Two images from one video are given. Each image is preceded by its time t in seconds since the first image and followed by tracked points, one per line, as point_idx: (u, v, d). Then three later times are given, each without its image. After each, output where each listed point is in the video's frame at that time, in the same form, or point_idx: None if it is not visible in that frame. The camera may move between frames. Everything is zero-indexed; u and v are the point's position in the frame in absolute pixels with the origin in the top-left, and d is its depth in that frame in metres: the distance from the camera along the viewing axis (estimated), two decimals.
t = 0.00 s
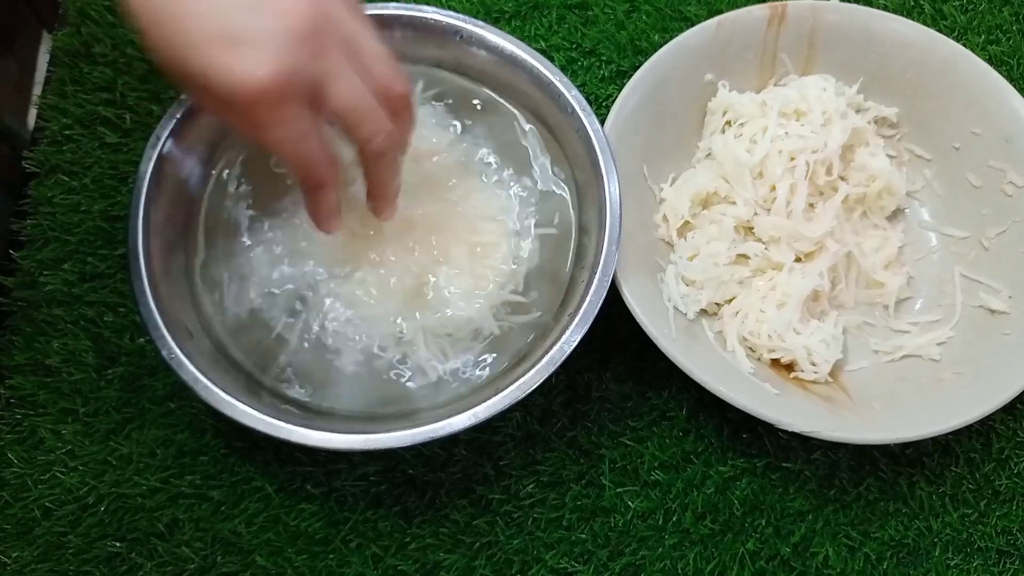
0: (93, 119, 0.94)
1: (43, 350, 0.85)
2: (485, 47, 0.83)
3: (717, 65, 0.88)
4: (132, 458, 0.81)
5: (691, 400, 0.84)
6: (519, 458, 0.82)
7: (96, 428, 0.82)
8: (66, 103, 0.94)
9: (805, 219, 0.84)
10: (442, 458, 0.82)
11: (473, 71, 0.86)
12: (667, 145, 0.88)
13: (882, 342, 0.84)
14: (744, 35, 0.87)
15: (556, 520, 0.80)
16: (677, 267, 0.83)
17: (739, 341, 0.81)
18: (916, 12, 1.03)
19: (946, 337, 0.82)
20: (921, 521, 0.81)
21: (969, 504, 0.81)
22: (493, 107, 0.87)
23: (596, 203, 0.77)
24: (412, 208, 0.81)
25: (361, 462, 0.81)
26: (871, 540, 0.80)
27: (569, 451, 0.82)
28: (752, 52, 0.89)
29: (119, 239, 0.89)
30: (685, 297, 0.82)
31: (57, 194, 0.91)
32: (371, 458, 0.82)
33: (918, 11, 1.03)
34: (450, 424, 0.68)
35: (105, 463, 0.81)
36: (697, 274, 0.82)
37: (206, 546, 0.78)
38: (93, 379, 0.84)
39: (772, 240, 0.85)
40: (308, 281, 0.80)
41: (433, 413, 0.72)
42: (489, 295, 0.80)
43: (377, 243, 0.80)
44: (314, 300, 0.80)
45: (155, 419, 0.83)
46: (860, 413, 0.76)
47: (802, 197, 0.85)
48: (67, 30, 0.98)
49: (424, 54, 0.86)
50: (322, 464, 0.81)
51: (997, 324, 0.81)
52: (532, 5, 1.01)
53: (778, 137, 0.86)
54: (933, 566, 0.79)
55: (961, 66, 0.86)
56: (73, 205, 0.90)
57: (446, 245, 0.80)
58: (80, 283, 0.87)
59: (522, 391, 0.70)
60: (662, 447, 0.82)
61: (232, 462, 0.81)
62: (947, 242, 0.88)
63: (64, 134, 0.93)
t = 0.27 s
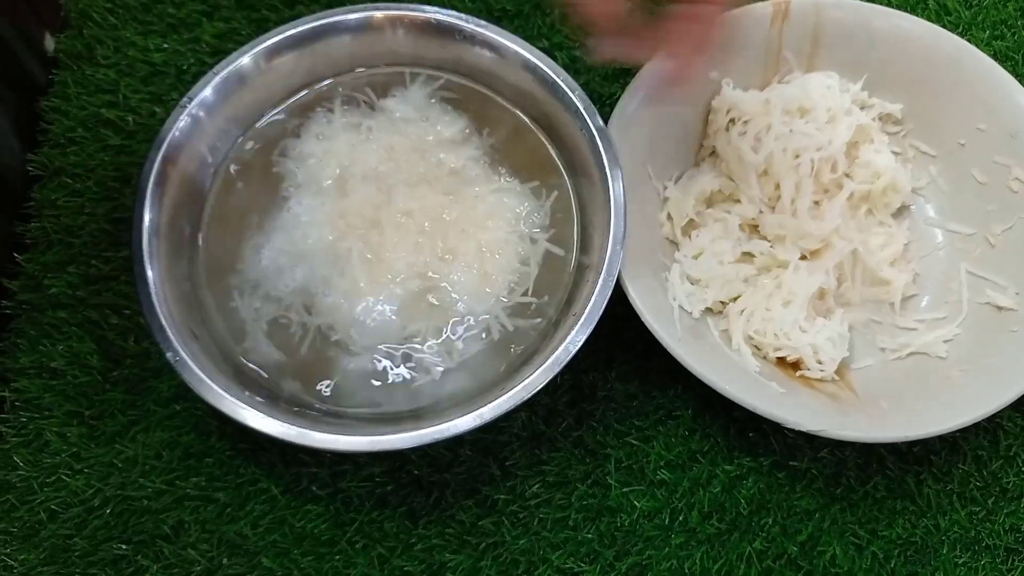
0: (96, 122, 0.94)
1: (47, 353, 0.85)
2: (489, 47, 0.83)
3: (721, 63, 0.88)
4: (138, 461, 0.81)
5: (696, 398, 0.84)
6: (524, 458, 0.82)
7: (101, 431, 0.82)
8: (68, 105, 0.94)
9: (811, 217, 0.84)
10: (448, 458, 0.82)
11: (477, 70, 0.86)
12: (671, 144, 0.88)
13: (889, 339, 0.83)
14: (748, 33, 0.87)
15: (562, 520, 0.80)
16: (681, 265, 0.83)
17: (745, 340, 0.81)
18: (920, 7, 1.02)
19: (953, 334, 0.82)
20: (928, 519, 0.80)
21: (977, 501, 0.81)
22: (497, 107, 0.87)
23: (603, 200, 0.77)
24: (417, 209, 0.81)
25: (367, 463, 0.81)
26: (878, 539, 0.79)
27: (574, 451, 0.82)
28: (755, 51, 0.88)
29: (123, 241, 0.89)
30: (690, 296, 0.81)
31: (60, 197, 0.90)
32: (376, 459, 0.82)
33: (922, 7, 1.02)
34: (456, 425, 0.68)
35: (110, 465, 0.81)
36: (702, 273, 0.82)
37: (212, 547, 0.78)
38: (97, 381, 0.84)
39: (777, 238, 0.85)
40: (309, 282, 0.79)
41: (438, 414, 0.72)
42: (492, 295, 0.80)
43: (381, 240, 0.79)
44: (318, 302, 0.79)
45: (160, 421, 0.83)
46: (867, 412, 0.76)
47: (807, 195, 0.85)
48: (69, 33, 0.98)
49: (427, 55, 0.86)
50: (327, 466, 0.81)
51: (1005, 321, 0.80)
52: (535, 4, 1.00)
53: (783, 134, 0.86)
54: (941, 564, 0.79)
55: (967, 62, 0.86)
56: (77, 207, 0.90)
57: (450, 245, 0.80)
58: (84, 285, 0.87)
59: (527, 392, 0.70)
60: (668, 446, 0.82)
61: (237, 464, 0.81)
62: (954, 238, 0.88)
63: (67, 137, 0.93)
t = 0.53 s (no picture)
0: (92, 122, 0.94)
1: (44, 354, 0.84)
2: (485, 44, 0.82)
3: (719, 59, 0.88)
4: (135, 461, 0.81)
5: (695, 396, 0.84)
6: (523, 456, 0.81)
7: (98, 432, 0.82)
8: (63, 106, 0.94)
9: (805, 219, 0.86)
10: (446, 457, 0.81)
11: (473, 67, 0.85)
12: (669, 140, 0.87)
13: (887, 336, 0.83)
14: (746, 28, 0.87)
15: (560, 519, 0.79)
16: (679, 261, 0.83)
17: (744, 337, 0.81)
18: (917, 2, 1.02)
19: (953, 329, 0.82)
20: (928, 515, 0.80)
21: (977, 498, 0.81)
22: (494, 104, 0.86)
23: (600, 197, 0.77)
24: (410, 204, 0.81)
25: (365, 462, 0.81)
26: (877, 536, 0.79)
27: (573, 449, 0.82)
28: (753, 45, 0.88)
29: (119, 241, 0.89)
30: (688, 293, 0.81)
31: (56, 197, 0.90)
32: (373, 459, 0.81)
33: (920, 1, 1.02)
34: (454, 423, 0.68)
35: (108, 466, 0.81)
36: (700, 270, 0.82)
37: (210, 548, 0.78)
38: (94, 382, 0.84)
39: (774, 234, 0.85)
40: (301, 278, 0.79)
41: (436, 413, 0.72)
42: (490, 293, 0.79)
43: (374, 234, 0.79)
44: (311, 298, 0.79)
45: (157, 422, 0.82)
46: (867, 409, 0.76)
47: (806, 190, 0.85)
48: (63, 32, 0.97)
49: (423, 53, 0.86)
50: (325, 466, 0.81)
51: (1003, 317, 0.80)
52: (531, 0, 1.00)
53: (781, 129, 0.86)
54: (940, 561, 0.79)
55: (964, 56, 0.87)
56: (72, 207, 0.90)
57: (444, 241, 0.80)
58: (80, 286, 0.87)
59: (525, 390, 0.69)
60: (666, 444, 0.82)
61: (235, 464, 0.81)
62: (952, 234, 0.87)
63: (62, 137, 0.93)
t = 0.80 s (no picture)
0: (93, 125, 0.94)
1: (46, 355, 0.85)
2: (484, 45, 0.83)
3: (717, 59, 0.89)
4: (137, 462, 0.81)
5: (695, 396, 0.84)
6: (523, 456, 0.82)
7: (100, 432, 0.82)
8: (65, 108, 0.94)
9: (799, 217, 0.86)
10: (447, 457, 0.82)
11: (473, 67, 0.86)
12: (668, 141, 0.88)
13: (887, 335, 0.83)
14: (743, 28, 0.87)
15: (561, 518, 0.80)
16: (678, 261, 0.83)
17: (743, 336, 0.81)
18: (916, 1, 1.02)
19: (952, 329, 0.82)
20: (928, 514, 0.80)
21: (976, 496, 0.81)
22: (495, 103, 0.87)
23: (600, 198, 0.77)
24: (411, 204, 0.81)
25: (365, 463, 0.81)
26: (878, 534, 0.79)
27: (573, 449, 0.82)
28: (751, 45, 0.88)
29: (121, 242, 0.89)
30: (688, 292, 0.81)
31: (58, 199, 0.91)
32: (374, 459, 0.81)
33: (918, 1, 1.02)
34: (455, 424, 0.68)
35: (110, 467, 0.81)
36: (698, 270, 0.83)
37: (212, 548, 0.79)
38: (95, 383, 0.84)
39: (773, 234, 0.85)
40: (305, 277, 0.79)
41: (437, 413, 0.72)
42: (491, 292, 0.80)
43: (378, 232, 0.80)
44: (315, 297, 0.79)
45: (159, 423, 0.83)
46: (866, 408, 0.76)
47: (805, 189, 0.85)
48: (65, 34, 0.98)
49: (423, 54, 0.86)
50: (326, 466, 0.81)
51: (1001, 317, 0.80)
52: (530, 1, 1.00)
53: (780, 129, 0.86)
54: (940, 560, 0.79)
55: (961, 55, 0.87)
56: (74, 209, 0.90)
57: (446, 242, 0.80)
58: (82, 287, 0.87)
59: (526, 390, 0.70)
60: (667, 443, 0.82)
61: (237, 464, 0.81)
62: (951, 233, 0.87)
63: (64, 139, 0.93)
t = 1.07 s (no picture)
0: (96, 125, 0.94)
1: (49, 354, 0.85)
2: (485, 45, 0.83)
3: (718, 58, 0.88)
4: (139, 461, 0.82)
5: (695, 394, 0.84)
6: (525, 455, 0.82)
7: (103, 431, 0.83)
8: (68, 108, 0.95)
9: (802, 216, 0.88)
10: (448, 456, 0.82)
11: (474, 68, 0.86)
12: (669, 140, 0.88)
13: (887, 334, 0.84)
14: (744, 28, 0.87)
15: (562, 517, 0.80)
16: (679, 260, 0.83)
17: (743, 334, 0.81)
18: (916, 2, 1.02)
19: (952, 328, 0.82)
20: (928, 512, 0.80)
21: (977, 495, 0.81)
22: (495, 104, 0.87)
23: (600, 197, 0.77)
24: (412, 203, 0.81)
25: (367, 462, 0.82)
26: (879, 533, 0.80)
27: (574, 447, 0.82)
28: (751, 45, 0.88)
29: (123, 242, 0.90)
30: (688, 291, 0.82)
31: (61, 199, 0.91)
32: (376, 458, 0.82)
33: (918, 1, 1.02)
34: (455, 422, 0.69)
35: (113, 466, 0.82)
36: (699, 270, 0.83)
37: (214, 546, 0.79)
38: (98, 382, 0.84)
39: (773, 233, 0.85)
40: (305, 276, 0.80)
41: (438, 412, 0.72)
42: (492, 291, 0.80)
43: (379, 232, 0.80)
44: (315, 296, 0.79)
45: (161, 422, 0.83)
46: (866, 407, 0.76)
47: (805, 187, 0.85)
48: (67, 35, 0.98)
49: (424, 55, 0.86)
50: (328, 465, 0.81)
51: (1002, 315, 0.80)
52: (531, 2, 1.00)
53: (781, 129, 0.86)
54: (941, 558, 0.79)
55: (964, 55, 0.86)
56: (77, 209, 0.91)
57: (446, 240, 0.80)
58: (85, 286, 0.88)
59: (526, 389, 0.70)
60: (667, 442, 0.82)
61: (238, 463, 0.81)
62: (951, 232, 0.88)
63: (67, 140, 0.94)
